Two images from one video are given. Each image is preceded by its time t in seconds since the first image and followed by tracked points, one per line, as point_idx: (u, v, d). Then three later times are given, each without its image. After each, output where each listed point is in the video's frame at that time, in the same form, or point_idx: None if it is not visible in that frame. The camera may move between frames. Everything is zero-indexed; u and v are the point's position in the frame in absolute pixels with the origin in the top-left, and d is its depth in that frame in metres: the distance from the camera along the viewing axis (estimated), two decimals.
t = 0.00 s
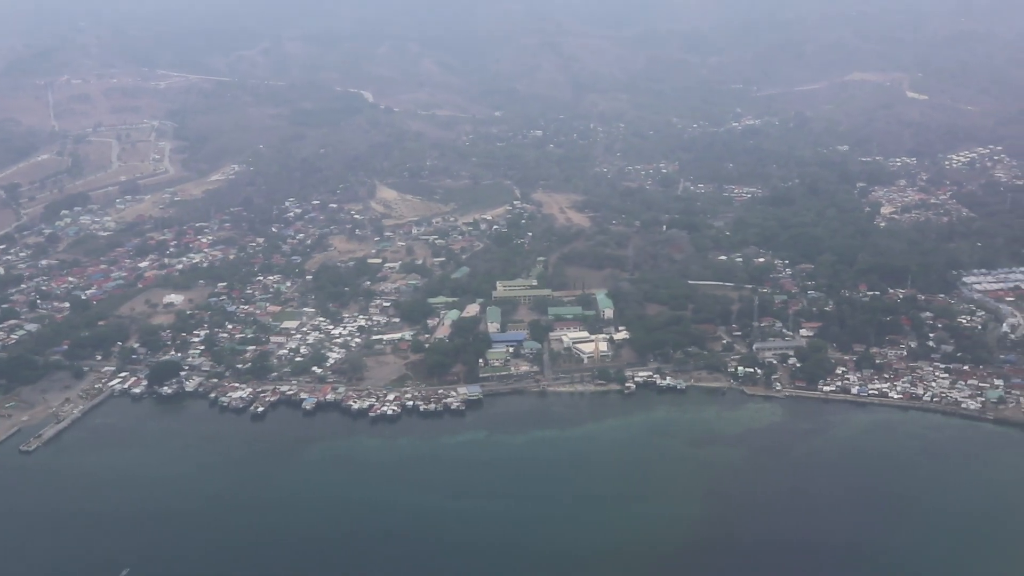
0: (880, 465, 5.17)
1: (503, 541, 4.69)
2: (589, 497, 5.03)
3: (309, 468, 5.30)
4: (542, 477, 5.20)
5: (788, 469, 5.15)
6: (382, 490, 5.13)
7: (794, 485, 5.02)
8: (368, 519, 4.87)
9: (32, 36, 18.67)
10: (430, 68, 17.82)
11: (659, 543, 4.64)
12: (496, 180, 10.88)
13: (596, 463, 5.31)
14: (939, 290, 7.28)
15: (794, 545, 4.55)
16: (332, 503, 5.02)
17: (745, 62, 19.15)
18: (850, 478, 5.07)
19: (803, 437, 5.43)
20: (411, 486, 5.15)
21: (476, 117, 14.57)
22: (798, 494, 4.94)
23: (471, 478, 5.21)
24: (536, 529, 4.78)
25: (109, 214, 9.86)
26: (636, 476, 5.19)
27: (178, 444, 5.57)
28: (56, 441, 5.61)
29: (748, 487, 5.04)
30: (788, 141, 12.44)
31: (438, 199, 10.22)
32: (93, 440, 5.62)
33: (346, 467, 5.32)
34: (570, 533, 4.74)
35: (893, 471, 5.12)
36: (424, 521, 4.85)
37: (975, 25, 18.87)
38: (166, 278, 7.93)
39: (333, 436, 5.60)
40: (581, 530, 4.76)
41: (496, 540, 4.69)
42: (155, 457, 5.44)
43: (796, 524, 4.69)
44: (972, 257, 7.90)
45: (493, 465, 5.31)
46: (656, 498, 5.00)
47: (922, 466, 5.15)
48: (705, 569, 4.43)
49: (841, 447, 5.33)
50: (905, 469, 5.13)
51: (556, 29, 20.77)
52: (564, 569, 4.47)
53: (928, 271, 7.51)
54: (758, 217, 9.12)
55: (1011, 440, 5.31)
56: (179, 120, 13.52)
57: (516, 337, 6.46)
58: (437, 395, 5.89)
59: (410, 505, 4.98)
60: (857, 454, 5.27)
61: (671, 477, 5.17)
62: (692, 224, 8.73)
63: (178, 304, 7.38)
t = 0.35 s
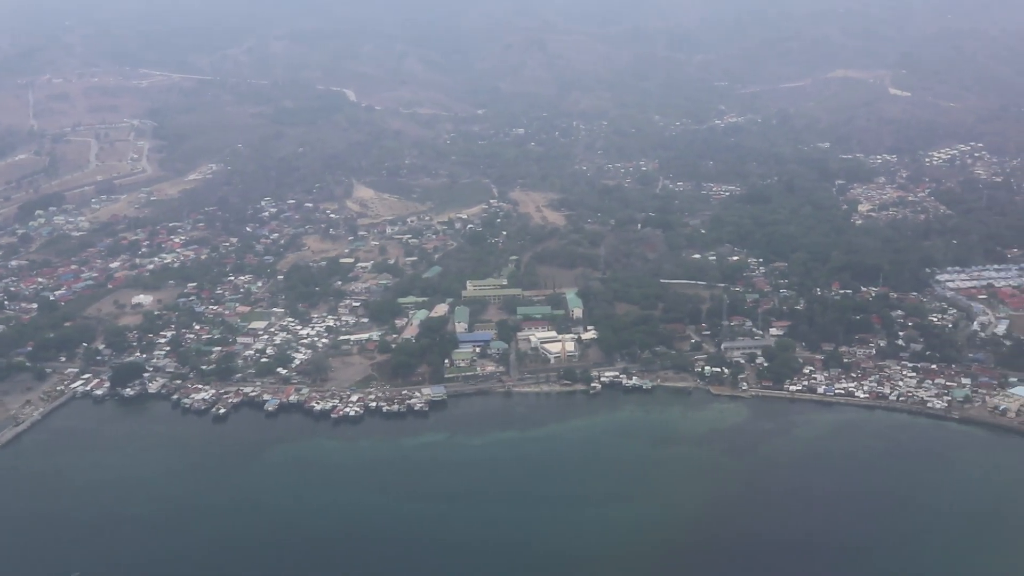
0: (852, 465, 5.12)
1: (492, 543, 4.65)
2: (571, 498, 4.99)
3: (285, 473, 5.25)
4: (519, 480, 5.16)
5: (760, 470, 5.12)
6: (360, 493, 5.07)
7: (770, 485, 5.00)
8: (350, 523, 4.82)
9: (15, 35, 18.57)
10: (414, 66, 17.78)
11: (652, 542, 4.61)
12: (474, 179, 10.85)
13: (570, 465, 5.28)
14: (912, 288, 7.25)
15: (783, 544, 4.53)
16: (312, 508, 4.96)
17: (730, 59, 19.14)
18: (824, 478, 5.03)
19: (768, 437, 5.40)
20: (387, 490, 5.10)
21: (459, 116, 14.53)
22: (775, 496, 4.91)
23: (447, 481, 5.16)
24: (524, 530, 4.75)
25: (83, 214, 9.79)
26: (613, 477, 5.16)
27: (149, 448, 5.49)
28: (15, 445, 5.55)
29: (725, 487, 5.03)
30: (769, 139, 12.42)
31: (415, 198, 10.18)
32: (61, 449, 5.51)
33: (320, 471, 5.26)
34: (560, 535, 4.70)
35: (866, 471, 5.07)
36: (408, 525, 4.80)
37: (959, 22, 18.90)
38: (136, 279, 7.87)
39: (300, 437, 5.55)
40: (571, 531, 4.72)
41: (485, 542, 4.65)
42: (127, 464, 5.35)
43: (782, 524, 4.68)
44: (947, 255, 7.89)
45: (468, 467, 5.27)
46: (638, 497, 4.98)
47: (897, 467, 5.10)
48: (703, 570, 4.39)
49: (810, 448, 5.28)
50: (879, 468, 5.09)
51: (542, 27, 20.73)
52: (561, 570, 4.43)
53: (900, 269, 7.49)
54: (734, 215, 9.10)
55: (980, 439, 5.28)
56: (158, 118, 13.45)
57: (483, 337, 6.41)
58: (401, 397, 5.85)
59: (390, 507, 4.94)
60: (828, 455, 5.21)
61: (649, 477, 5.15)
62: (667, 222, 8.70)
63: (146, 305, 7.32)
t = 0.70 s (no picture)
0: (826, 468, 5.06)
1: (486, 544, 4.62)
2: (559, 499, 4.95)
3: (267, 476, 5.20)
4: (503, 481, 5.11)
5: (741, 469, 5.10)
6: (343, 496, 5.02)
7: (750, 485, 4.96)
8: (338, 526, 4.77)
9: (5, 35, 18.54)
10: (405, 65, 17.74)
11: (649, 542, 4.58)
12: (458, 178, 10.80)
13: (551, 465, 5.23)
14: (890, 288, 7.20)
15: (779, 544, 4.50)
16: (298, 511, 4.91)
17: (723, 57, 19.08)
18: (802, 481, 4.97)
19: (737, 439, 5.35)
20: (369, 491, 5.05)
21: (447, 114, 14.49)
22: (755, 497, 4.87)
23: (429, 482, 5.12)
24: (517, 530, 4.71)
25: (64, 213, 9.75)
26: (595, 477, 5.12)
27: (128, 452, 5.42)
28: None
29: (707, 489, 5.00)
30: (757, 137, 12.36)
31: (398, 197, 10.14)
32: (38, 456, 5.41)
33: (300, 472, 5.21)
34: (555, 535, 4.66)
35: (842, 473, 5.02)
36: (398, 527, 4.76)
37: (952, 20, 18.85)
38: (112, 278, 7.82)
39: (276, 439, 5.51)
40: (566, 531, 4.68)
41: (479, 543, 4.61)
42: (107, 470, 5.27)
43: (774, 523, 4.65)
44: (927, 254, 7.83)
45: (449, 468, 5.23)
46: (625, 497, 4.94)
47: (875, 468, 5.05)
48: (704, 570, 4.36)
49: (783, 451, 5.22)
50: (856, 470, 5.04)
51: (535, 25, 20.69)
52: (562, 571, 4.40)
53: (880, 268, 7.44)
54: (716, 214, 9.05)
55: (953, 440, 5.23)
56: (145, 117, 13.41)
57: (455, 337, 6.37)
58: (368, 397, 5.81)
59: (374, 508, 4.89)
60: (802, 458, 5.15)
61: (632, 476, 5.11)
62: (648, 221, 8.65)
63: (120, 305, 7.29)
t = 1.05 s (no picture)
0: (801, 470, 5.01)
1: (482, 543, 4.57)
2: (549, 499, 4.91)
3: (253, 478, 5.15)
4: (489, 482, 5.07)
5: (724, 467, 5.07)
6: (329, 497, 4.97)
7: (735, 484, 4.93)
8: (328, 528, 4.72)
9: None
10: (396, 64, 17.67)
11: (647, 540, 4.54)
12: (443, 177, 10.75)
13: (532, 466, 5.18)
14: (869, 287, 7.15)
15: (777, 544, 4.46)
16: (286, 513, 4.86)
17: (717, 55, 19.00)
18: (781, 483, 4.92)
19: (705, 441, 5.30)
20: (352, 493, 5.01)
21: (436, 113, 14.43)
22: (737, 496, 4.83)
23: (413, 483, 5.07)
24: (513, 529, 4.67)
25: (45, 213, 9.69)
26: (582, 477, 5.08)
27: (108, 456, 5.35)
28: None
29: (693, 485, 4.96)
30: (745, 135, 12.30)
31: (381, 196, 10.10)
32: (20, 464, 5.30)
33: (285, 473, 5.17)
34: (552, 535, 4.61)
35: (819, 474, 4.97)
36: (391, 529, 4.71)
37: (946, 18, 18.78)
38: (87, 278, 7.77)
39: (256, 440, 5.47)
40: (563, 531, 4.64)
41: (474, 542, 4.58)
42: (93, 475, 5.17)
43: (769, 522, 4.61)
44: (908, 253, 7.79)
45: (430, 469, 5.19)
46: (615, 496, 4.90)
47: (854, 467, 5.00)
48: (703, 570, 4.31)
49: (757, 455, 5.16)
50: (835, 470, 4.99)
51: (528, 23, 20.62)
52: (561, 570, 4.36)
53: (859, 267, 7.39)
54: (698, 213, 9.00)
55: (924, 442, 5.18)
56: (131, 116, 13.35)
57: (427, 337, 6.32)
58: (337, 398, 5.77)
59: (362, 508, 4.85)
60: (778, 462, 5.09)
61: (617, 476, 5.07)
62: (629, 220, 8.60)
63: (93, 305, 7.24)
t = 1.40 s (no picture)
0: (774, 471, 4.96)
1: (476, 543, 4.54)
2: (538, 499, 4.88)
3: (237, 482, 5.09)
4: (468, 483, 5.02)
5: (708, 467, 5.04)
6: (312, 499, 4.93)
7: (720, 483, 4.89)
8: (323, 529, 4.69)
9: None
10: (387, 63, 17.62)
11: (645, 540, 4.50)
12: (428, 177, 10.71)
13: (509, 468, 5.14)
14: (848, 287, 7.09)
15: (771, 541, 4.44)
16: (278, 514, 4.83)
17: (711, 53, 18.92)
18: (758, 484, 4.87)
19: (673, 443, 5.24)
20: (338, 493, 4.98)
21: (426, 112, 14.36)
22: (718, 496, 4.80)
23: (395, 484, 5.04)
24: (506, 529, 4.64)
25: (27, 213, 9.65)
26: (562, 477, 5.04)
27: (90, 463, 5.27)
28: None
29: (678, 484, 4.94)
30: (733, 134, 12.24)
31: (364, 196, 10.06)
32: None
33: (272, 475, 5.14)
34: (547, 535, 4.58)
35: (793, 475, 4.92)
36: (385, 529, 4.68)
37: (941, 17, 18.69)
38: (64, 279, 7.73)
39: (237, 442, 5.42)
40: (558, 529, 4.61)
41: (471, 542, 4.55)
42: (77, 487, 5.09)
43: (759, 521, 4.59)
44: (889, 253, 7.73)
45: (407, 471, 5.15)
46: (600, 496, 4.87)
47: (828, 467, 4.96)
48: (704, 570, 4.29)
49: (728, 457, 5.10)
50: (813, 469, 4.95)
51: (521, 23, 20.55)
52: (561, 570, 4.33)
53: (838, 267, 7.34)
54: (681, 213, 8.95)
55: (895, 443, 5.13)
56: (118, 116, 13.31)
57: (399, 338, 6.27)
58: (305, 401, 5.73)
59: (353, 509, 4.82)
60: (751, 464, 5.03)
61: (598, 476, 5.03)
62: (610, 220, 8.55)
63: (67, 307, 7.21)
